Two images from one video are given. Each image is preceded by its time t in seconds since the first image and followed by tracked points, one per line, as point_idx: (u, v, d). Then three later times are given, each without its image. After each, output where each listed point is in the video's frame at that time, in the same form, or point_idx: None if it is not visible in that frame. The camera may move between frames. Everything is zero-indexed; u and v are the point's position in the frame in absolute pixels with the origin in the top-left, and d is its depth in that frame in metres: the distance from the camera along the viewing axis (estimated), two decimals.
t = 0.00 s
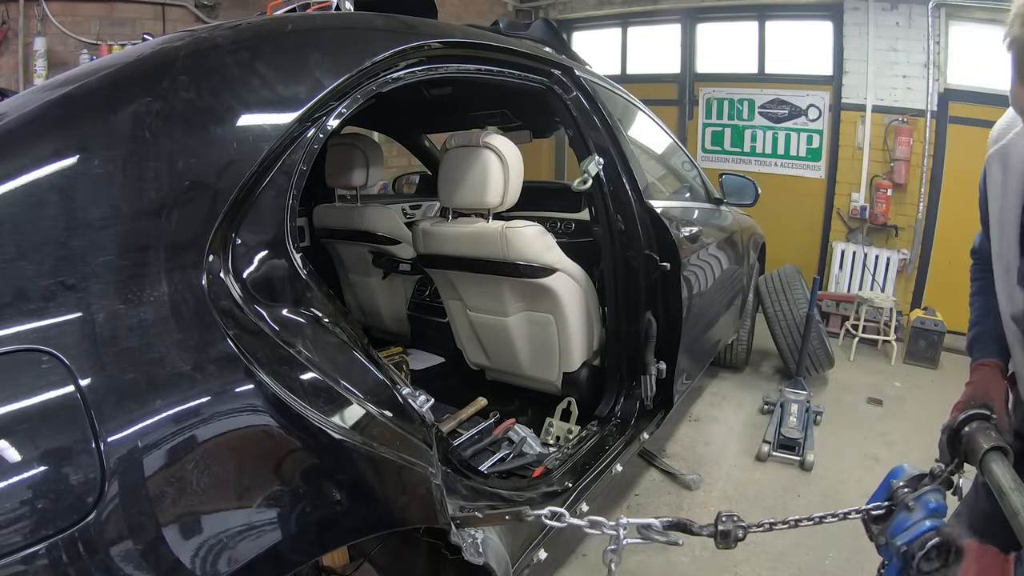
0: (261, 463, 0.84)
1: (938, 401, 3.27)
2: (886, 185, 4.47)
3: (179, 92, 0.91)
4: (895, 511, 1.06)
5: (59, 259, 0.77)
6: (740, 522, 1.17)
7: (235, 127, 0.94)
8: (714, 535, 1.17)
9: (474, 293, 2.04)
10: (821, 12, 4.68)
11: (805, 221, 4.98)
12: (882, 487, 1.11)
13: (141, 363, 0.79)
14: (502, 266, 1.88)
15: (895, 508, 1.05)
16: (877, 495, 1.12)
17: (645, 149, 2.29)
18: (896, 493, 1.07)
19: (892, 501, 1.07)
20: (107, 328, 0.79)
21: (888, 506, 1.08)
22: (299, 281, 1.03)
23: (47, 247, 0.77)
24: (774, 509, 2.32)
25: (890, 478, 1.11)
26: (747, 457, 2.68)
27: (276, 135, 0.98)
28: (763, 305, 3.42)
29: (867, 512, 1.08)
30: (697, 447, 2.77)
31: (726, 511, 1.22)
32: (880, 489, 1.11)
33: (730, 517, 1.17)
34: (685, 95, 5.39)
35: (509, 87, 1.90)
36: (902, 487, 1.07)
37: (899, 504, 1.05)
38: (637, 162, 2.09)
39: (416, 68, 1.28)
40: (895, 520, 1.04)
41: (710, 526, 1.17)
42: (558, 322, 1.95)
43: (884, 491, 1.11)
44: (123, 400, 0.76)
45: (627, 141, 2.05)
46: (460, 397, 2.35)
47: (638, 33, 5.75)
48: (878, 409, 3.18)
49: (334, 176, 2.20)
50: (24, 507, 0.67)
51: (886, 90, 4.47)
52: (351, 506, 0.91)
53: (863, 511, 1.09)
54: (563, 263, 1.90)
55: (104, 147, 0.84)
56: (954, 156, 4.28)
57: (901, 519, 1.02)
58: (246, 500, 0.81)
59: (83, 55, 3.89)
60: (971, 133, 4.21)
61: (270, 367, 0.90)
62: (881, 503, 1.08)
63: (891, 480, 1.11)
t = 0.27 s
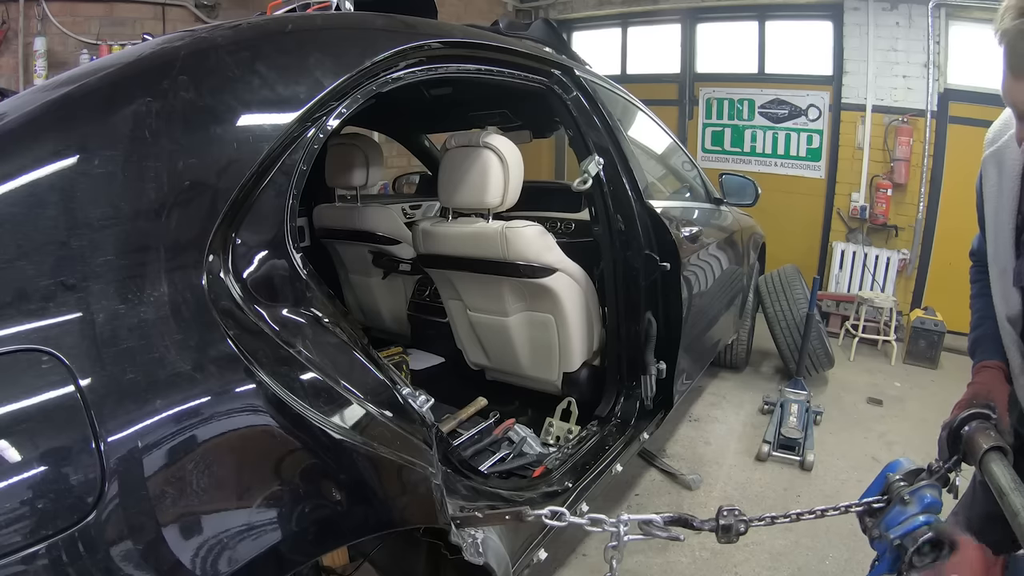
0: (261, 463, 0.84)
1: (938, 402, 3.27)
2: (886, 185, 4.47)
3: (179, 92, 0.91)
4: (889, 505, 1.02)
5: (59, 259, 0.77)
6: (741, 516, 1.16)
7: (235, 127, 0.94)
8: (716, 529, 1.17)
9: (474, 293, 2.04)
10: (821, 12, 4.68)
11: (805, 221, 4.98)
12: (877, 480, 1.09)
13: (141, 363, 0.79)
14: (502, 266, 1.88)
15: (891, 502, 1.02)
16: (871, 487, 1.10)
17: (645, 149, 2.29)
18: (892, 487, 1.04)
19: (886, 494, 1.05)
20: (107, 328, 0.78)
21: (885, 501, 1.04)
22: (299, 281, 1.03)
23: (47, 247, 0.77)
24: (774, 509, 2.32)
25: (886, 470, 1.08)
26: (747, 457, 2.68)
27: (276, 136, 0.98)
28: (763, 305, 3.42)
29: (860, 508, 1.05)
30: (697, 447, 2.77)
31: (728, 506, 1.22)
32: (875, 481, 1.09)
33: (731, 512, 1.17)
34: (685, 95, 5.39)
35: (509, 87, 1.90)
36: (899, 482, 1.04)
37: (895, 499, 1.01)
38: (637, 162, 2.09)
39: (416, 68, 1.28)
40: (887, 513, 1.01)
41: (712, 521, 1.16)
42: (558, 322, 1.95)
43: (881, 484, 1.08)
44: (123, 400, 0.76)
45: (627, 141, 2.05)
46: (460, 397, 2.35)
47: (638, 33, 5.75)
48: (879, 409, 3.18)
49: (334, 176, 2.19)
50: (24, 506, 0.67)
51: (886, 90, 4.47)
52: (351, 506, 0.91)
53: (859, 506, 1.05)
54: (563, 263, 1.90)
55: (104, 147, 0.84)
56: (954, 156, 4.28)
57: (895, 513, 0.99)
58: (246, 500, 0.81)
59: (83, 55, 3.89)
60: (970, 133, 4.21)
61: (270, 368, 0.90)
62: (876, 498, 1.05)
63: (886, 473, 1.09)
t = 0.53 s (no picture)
0: (261, 463, 0.84)
1: (938, 402, 3.27)
2: (886, 185, 4.47)
3: (179, 92, 0.91)
4: (883, 497, 1.02)
5: (59, 259, 0.78)
6: (744, 509, 1.15)
7: (235, 127, 0.94)
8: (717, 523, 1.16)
9: (474, 293, 2.04)
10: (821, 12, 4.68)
11: (805, 221, 4.98)
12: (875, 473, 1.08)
13: (141, 363, 0.79)
14: (502, 266, 1.88)
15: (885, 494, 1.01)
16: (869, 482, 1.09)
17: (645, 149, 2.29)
18: (887, 479, 1.04)
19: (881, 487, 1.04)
20: (107, 328, 0.78)
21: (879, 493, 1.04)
22: (299, 281, 1.02)
23: (47, 246, 0.77)
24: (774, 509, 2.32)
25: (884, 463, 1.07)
26: (747, 457, 2.68)
27: (276, 136, 0.98)
28: (763, 305, 3.42)
29: (858, 499, 1.04)
30: (698, 447, 2.76)
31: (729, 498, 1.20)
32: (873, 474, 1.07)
33: (733, 504, 1.15)
34: (685, 96, 5.39)
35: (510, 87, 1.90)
36: (894, 473, 1.03)
37: (889, 490, 1.01)
38: (637, 162, 2.09)
39: (416, 68, 1.28)
40: (882, 504, 0.98)
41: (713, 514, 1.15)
42: (558, 322, 1.95)
43: (877, 475, 1.07)
44: (123, 400, 0.76)
45: (627, 141, 2.05)
46: (460, 397, 2.35)
47: (638, 33, 5.75)
48: (879, 409, 3.18)
49: (334, 176, 2.19)
50: (24, 506, 0.67)
51: (886, 90, 4.47)
52: (351, 506, 0.91)
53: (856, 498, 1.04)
54: (563, 263, 1.90)
55: (104, 147, 0.84)
56: (953, 156, 4.28)
57: (890, 504, 0.97)
58: (246, 500, 0.81)
59: (83, 55, 3.89)
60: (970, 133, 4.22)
61: (270, 368, 0.90)
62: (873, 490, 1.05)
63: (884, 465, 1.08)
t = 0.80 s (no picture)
0: (261, 463, 0.84)
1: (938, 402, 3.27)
2: (886, 185, 4.47)
3: (179, 92, 0.91)
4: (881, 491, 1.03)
5: (60, 258, 0.78)
6: (745, 504, 1.15)
7: (235, 127, 0.94)
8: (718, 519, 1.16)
9: (474, 293, 2.04)
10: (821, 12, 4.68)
11: (805, 221, 4.98)
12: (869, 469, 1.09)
13: (141, 363, 0.79)
14: (502, 266, 1.88)
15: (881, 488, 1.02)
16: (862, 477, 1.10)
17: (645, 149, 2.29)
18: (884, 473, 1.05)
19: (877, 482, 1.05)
20: (107, 328, 0.78)
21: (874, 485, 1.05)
22: (299, 281, 1.02)
23: (47, 246, 0.77)
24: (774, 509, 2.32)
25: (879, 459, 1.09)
26: (747, 457, 2.68)
27: (276, 136, 0.98)
28: (763, 305, 3.42)
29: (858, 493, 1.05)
30: (697, 447, 2.77)
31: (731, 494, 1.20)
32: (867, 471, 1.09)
33: (734, 499, 1.15)
34: (685, 96, 5.38)
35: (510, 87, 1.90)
36: (890, 467, 1.05)
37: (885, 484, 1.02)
38: (637, 162, 2.09)
39: (416, 68, 1.28)
40: (878, 498, 1.00)
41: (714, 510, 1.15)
42: (558, 322, 1.95)
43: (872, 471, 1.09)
44: (123, 400, 0.76)
45: (627, 141, 2.05)
46: (460, 397, 2.35)
47: (638, 33, 5.75)
48: (879, 409, 3.18)
49: (334, 176, 2.19)
50: (24, 506, 0.67)
51: (886, 90, 4.48)
52: (351, 506, 0.91)
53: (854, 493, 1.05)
54: (563, 263, 1.90)
55: (104, 147, 0.84)
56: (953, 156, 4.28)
57: (884, 499, 0.98)
58: (246, 500, 0.81)
59: (83, 55, 3.89)
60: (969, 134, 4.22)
61: (270, 368, 0.90)
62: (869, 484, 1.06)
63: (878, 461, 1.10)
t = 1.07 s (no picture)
0: (261, 462, 0.84)
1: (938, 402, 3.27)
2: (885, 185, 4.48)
3: (179, 92, 0.91)
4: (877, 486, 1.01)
5: (59, 259, 0.78)
6: (745, 499, 1.13)
7: (235, 127, 0.94)
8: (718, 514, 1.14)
9: (474, 293, 2.04)
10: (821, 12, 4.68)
11: (805, 221, 4.98)
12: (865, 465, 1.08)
13: (141, 362, 0.79)
14: (502, 266, 1.88)
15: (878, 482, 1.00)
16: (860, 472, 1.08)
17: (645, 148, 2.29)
18: (882, 468, 1.03)
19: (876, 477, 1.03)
20: (108, 328, 0.79)
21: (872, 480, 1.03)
22: (299, 281, 1.02)
23: (47, 246, 0.77)
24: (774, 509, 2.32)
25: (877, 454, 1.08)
26: (747, 456, 2.68)
27: (276, 136, 0.98)
28: (763, 305, 3.42)
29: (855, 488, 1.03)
30: (697, 447, 2.77)
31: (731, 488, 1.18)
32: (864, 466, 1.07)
33: (735, 495, 1.13)
34: (685, 95, 5.38)
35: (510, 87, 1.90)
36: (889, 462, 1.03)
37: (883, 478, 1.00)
38: (637, 162, 2.09)
39: (416, 68, 1.28)
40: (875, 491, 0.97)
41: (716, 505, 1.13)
42: (558, 322, 1.95)
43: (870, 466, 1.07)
44: (124, 400, 0.76)
45: (627, 141, 2.06)
46: (460, 397, 2.35)
47: (638, 33, 5.75)
48: (879, 409, 3.18)
49: (334, 176, 2.19)
50: (24, 506, 0.67)
51: (886, 90, 4.49)
52: (350, 506, 0.91)
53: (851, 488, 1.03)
54: (562, 263, 1.90)
55: (104, 147, 0.84)
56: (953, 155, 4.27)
57: (883, 491, 0.95)
58: (246, 500, 0.81)
59: (83, 55, 3.89)
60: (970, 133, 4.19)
61: (270, 368, 0.90)
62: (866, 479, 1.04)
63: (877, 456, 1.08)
